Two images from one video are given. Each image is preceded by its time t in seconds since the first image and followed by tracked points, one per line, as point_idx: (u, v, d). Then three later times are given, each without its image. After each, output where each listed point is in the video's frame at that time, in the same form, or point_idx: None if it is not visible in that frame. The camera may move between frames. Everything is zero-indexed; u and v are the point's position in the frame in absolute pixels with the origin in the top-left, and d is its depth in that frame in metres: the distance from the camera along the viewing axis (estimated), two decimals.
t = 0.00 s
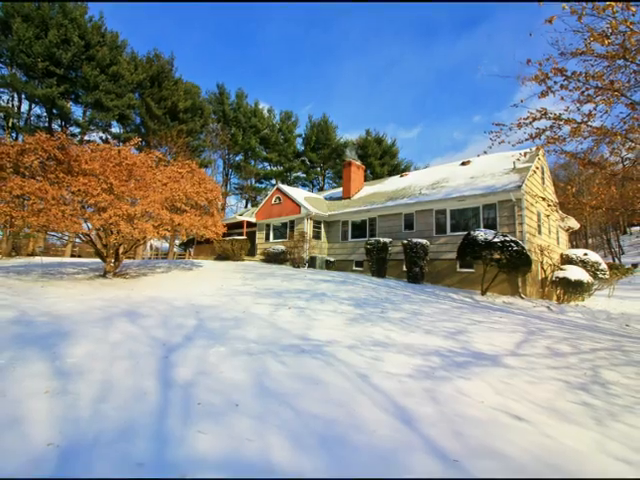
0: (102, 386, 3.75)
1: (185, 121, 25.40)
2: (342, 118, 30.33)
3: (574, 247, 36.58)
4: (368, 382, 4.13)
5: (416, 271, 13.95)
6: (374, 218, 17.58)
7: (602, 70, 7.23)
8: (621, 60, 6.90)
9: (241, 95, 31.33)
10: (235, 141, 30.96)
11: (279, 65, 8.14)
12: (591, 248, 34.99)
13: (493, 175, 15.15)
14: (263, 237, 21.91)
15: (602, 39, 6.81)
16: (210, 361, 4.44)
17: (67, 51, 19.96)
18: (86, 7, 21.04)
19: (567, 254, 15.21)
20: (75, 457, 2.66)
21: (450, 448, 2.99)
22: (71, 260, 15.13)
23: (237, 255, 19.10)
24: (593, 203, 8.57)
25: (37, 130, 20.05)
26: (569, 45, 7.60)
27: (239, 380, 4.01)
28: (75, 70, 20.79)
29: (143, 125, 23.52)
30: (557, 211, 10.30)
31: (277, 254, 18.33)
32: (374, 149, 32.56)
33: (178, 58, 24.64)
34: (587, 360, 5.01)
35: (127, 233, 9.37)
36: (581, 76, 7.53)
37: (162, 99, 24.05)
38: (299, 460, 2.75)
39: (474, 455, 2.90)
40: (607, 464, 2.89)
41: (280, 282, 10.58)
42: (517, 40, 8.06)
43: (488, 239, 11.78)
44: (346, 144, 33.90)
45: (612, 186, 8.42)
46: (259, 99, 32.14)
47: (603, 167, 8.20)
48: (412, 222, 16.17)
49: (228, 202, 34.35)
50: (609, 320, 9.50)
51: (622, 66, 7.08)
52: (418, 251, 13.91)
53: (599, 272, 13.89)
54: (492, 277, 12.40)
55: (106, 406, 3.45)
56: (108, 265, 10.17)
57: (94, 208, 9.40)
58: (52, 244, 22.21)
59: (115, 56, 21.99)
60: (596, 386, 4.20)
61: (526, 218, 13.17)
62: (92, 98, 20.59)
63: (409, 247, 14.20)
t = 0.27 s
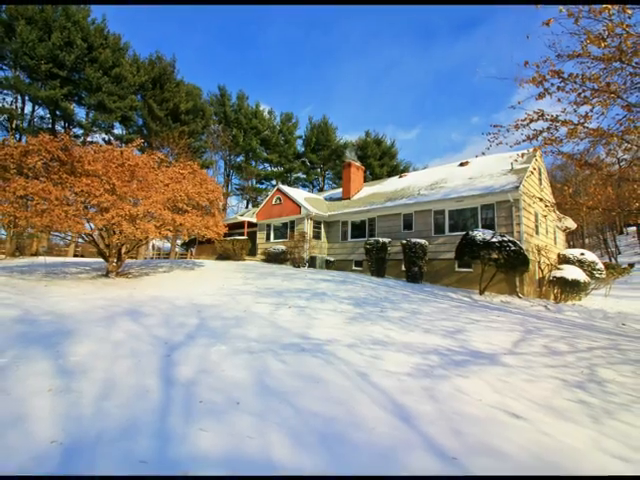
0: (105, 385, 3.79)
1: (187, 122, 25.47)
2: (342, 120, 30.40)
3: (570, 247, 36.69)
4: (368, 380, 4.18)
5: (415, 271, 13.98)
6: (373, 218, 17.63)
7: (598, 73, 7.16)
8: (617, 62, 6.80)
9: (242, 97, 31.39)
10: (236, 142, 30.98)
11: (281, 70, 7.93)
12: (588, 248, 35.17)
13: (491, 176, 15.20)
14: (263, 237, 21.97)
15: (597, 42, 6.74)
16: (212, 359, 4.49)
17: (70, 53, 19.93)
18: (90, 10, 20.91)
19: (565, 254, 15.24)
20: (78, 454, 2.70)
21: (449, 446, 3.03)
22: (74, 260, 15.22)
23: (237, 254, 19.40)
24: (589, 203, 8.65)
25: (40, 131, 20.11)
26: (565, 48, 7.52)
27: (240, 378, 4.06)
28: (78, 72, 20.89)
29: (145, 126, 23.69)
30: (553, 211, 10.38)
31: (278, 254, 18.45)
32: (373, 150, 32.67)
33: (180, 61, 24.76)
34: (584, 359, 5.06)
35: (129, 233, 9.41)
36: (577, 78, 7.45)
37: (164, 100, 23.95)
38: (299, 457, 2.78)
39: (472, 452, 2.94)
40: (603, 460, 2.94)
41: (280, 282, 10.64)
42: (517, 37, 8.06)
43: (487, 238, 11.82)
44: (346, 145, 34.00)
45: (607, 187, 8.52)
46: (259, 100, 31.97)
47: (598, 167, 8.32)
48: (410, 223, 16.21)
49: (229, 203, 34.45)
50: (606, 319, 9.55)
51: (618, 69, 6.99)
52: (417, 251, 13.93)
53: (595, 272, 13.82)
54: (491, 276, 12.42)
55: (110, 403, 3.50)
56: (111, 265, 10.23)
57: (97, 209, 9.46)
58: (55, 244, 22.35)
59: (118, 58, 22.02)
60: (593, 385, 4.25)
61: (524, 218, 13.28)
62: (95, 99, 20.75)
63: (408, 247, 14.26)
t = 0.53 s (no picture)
0: (108, 383, 3.85)
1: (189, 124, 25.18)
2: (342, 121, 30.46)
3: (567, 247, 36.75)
4: (367, 377, 4.23)
5: (413, 271, 14.01)
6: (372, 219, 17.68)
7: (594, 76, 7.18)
8: (614, 64, 6.81)
9: (242, 98, 31.32)
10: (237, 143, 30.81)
11: (286, 83, 7.08)
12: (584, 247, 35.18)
13: (489, 177, 15.24)
14: (264, 236, 22.03)
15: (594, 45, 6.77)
16: (213, 358, 4.54)
17: (73, 56, 20.17)
18: (92, 13, 21.06)
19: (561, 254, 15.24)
20: (84, 450, 2.76)
21: (447, 443, 3.09)
22: (77, 260, 15.33)
23: (238, 254, 19.56)
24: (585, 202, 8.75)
25: (44, 132, 20.27)
26: (563, 50, 7.51)
27: (241, 376, 4.12)
28: (81, 74, 21.05)
29: (147, 128, 23.56)
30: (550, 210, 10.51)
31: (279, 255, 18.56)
32: (373, 151, 32.70)
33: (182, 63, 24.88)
34: (581, 357, 5.12)
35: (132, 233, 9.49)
36: (575, 80, 7.50)
37: (166, 102, 24.06)
38: (300, 454, 2.83)
39: (470, 449, 2.99)
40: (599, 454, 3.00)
41: (281, 281, 10.71)
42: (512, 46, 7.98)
43: (484, 238, 11.86)
44: (345, 147, 34.06)
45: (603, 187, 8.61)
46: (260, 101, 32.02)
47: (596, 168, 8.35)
48: (409, 223, 16.25)
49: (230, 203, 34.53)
50: (603, 318, 9.60)
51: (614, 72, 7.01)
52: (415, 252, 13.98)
53: (593, 272, 13.93)
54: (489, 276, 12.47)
55: (113, 401, 3.55)
56: (113, 265, 10.29)
57: (100, 209, 9.52)
58: (58, 244, 22.49)
59: (120, 60, 22.18)
60: (589, 382, 4.30)
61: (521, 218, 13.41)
62: (97, 101, 20.83)
63: (407, 247, 14.31)
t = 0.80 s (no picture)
0: (110, 381, 3.89)
1: (190, 125, 26.28)
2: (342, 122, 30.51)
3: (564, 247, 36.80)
4: (367, 376, 4.28)
5: (412, 271, 14.07)
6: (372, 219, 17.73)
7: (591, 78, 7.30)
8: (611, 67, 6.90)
9: (243, 100, 31.46)
10: (238, 144, 31.39)
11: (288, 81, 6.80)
12: (580, 247, 35.32)
13: (487, 177, 15.28)
14: (265, 237, 22.09)
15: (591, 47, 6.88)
16: (214, 356, 4.59)
17: (76, 58, 19.66)
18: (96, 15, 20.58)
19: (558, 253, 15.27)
20: (87, 448, 2.80)
21: (445, 440, 3.13)
22: (79, 259, 15.42)
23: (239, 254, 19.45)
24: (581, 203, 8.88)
25: (47, 134, 20.35)
26: (560, 52, 7.60)
27: (242, 375, 4.17)
28: (84, 76, 20.64)
29: (149, 129, 24.21)
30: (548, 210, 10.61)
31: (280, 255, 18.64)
32: (372, 152, 32.74)
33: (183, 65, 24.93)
34: (578, 356, 5.17)
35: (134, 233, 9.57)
36: (572, 82, 7.62)
37: (168, 104, 25.00)
38: (301, 451, 2.88)
39: (468, 447, 3.03)
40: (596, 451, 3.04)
41: (281, 281, 10.77)
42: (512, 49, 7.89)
43: (483, 238, 11.91)
44: (345, 148, 34.10)
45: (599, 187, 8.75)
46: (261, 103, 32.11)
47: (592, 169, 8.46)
48: (408, 223, 16.29)
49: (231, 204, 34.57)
50: (600, 317, 9.64)
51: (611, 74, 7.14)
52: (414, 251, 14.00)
53: (589, 271, 13.91)
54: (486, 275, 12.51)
55: (115, 400, 3.59)
56: (116, 265, 10.33)
57: (103, 209, 9.58)
58: (62, 244, 22.56)
59: (123, 62, 22.23)
60: (586, 381, 4.35)
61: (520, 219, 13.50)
62: (100, 103, 20.85)
63: (406, 247, 14.33)
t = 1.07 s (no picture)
0: (112, 380, 3.94)
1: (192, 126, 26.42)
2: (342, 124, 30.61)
3: (563, 247, 36.84)
4: (366, 374, 4.33)
5: (411, 271, 14.14)
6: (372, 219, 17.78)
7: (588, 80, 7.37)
8: (607, 68, 6.94)
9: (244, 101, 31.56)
10: (239, 146, 31.21)
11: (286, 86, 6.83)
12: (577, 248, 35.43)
13: (485, 178, 15.34)
14: (265, 237, 22.16)
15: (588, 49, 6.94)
16: (215, 355, 4.64)
17: (79, 60, 19.77)
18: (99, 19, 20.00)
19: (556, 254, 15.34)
20: (91, 445, 2.85)
21: (444, 437, 3.17)
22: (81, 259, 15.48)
23: (240, 253, 19.49)
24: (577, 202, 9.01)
25: (50, 135, 20.43)
26: (557, 54, 7.65)
27: (243, 373, 4.22)
28: (87, 78, 20.70)
29: (151, 130, 24.42)
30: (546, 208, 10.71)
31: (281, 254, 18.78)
32: (372, 153, 32.80)
33: (185, 67, 25.01)
34: (575, 354, 5.21)
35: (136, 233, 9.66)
36: (568, 84, 7.72)
37: (169, 105, 25.00)
38: (301, 448, 2.93)
39: (467, 445, 3.08)
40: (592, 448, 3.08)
41: (281, 280, 10.83)
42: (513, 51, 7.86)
43: (480, 238, 11.97)
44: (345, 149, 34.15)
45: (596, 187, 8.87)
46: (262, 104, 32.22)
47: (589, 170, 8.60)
48: (407, 223, 16.33)
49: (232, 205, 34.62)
50: (598, 317, 9.68)
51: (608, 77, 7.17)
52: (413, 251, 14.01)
53: (586, 271, 13.97)
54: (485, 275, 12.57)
55: (117, 398, 3.64)
56: (118, 265, 10.40)
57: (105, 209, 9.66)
58: (64, 244, 22.66)
59: (125, 64, 22.33)
60: (583, 379, 4.39)
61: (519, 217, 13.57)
62: (103, 105, 21.03)
63: (406, 247, 14.39)
